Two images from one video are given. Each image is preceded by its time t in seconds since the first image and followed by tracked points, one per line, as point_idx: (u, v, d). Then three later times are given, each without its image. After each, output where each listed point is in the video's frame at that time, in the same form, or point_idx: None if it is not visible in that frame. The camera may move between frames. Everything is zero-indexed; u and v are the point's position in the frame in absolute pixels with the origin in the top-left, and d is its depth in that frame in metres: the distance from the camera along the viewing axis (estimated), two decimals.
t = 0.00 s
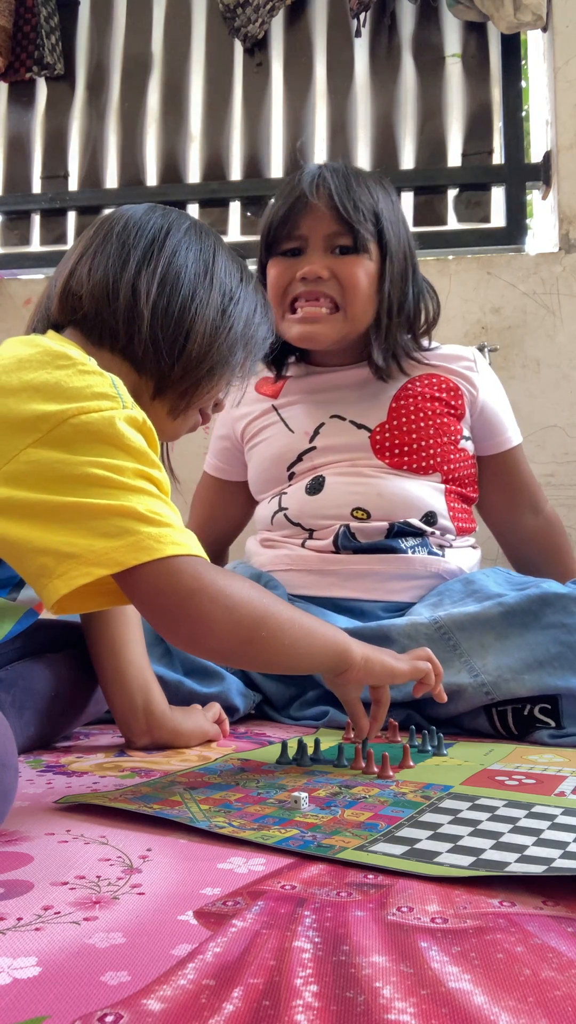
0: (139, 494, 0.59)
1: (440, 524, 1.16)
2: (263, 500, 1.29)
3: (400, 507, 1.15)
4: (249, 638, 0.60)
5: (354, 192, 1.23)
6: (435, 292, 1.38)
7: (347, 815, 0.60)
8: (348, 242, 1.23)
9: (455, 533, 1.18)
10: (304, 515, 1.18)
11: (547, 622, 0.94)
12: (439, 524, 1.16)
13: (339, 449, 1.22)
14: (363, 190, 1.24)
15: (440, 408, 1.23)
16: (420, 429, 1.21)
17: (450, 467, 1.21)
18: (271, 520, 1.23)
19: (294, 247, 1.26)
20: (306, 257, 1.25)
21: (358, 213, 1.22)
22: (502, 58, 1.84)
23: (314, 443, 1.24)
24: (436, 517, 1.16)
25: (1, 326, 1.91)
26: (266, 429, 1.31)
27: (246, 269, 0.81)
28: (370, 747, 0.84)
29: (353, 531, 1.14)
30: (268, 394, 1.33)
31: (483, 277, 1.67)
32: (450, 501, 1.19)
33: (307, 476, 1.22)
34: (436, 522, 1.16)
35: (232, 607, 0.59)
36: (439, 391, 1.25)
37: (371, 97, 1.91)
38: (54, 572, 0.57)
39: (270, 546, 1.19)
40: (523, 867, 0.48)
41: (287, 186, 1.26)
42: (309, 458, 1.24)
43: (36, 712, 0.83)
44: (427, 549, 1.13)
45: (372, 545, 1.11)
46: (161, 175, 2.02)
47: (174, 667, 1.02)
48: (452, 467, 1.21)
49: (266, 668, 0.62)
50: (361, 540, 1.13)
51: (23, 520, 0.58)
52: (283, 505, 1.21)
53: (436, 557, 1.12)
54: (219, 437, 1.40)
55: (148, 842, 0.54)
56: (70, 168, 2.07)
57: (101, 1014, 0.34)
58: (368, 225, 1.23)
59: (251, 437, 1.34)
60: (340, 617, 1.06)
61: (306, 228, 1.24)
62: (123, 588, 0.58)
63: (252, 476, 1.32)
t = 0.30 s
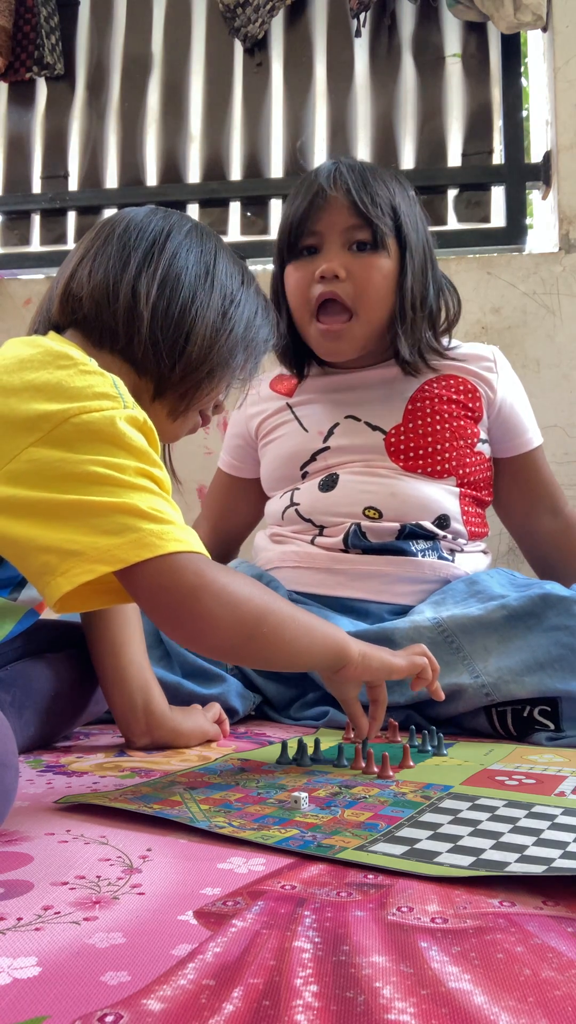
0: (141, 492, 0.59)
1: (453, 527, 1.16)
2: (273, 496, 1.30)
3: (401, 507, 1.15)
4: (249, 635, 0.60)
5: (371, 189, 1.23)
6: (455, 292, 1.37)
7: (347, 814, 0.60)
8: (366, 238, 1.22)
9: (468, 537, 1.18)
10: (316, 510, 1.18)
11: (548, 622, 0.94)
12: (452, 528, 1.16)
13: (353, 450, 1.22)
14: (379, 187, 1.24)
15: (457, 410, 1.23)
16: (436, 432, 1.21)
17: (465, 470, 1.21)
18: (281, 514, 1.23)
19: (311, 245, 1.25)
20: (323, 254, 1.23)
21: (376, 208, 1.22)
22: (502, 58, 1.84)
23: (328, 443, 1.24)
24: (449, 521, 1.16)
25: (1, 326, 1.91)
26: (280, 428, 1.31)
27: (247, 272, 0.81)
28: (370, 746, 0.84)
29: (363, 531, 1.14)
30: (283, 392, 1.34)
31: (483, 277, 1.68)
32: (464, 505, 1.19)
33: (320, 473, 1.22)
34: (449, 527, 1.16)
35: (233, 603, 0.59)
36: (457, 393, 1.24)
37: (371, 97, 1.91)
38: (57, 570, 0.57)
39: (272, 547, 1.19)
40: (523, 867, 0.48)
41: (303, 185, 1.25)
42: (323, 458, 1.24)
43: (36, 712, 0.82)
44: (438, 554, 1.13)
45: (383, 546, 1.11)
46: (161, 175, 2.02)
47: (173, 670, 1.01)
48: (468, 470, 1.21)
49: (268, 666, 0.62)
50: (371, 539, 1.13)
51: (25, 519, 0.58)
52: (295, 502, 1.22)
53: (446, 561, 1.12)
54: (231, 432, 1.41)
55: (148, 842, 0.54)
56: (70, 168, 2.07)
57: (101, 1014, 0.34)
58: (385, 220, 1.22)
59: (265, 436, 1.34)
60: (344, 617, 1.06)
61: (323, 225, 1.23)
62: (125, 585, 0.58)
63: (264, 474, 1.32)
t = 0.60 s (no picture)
0: (144, 489, 0.59)
1: (447, 527, 1.17)
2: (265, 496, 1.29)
3: (401, 507, 1.15)
4: (250, 633, 0.59)
5: (358, 179, 1.24)
6: (444, 283, 1.39)
7: (347, 815, 0.60)
8: (353, 227, 1.23)
9: (462, 536, 1.19)
10: (311, 517, 1.18)
11: (547, 622, 0.94)
12: (447, 529, 1.17)
13: (346, 446, 1.22)
14: (367, 177, 1.25)
15: (450, 403, 1.23)
16: (430, 427, 1.21)
17: (459, 466, 1.21)
18: (275, 520, 1.23)
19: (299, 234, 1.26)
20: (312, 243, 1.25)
21: (367, 200, 1.23)
22: (502, 57, 1.85)
23: (320, 438, 1.24)
24: (444, 523, 1.17)
25: (1, 326, 1.91)
26: (270, 423, 1.31)
27: (247, 273, 0.81)
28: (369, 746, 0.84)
29: (360, 537, 1.13)
30: (272, 386, 1.33)
31: (483, 277, 1.68)
32: (458, 504, 1.20)
33: (314, 475, 1.22)
34: (444, 528, 1.17)
35: (232, 599, 0.59)
36: (449, 386, 1.24)
37: (371, 96, 1.91)
38: (61, 567, 0.57)
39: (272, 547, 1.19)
40: (523, 867, 0.48)
41: (292, 175, 1.27)
42: (315, 454, 1.23)
43: (36, 712, 0.82)
44: (435, 556, 1.13)
45: (378, 552, 1.11)
46: (161, 175, 2.02)
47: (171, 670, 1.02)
48: (462, 466, 1.22)
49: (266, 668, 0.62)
50: (369, 546, 1.13)
51: (29, 516, 0.58)
52: (290, 506, 1.21)
53: (443, 562, 1.12)
54: (220, 431, 1.40)
55: (148, 842, 0.54)
56: (70, 168, 2.07)
57: (100, 1014, 0.34)
58: (372, 208, 1.24)
59: (254, 431, 1.33)
60: (343, 624, 1.06)
61: (311, 215, 1.24)
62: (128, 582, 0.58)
63: (255, 470, 1.31)
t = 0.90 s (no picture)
0: (146, 490, 0.59)
1: (441, 526, 1.17)
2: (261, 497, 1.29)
3: (401, 507, 1.15)
4: (251, 632, 0.60)
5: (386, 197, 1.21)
6: (460, 298, 1.35)
7: (347, 815, 0.60)
8: (369, 247, 1.21)
9: (455, 534, 1.19)
10: (306, 516, 1.18)
11: (547, 623, 0.94)
12: (441, 525, 1.17)
13: (339, 443, 1.22)
14: (396, 195, 1.22)
15: (442, 401, 1.23)
16: (422, 423, 1.21)
17: (450, 463, 1.21)
18: (271, 520, 1.22)
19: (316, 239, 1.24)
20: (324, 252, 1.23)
21: (386, 219, 1.20)
22: (502, 58, 1.85)
23: (313, 436, 1.24)
24: (437, 519, 1.17)
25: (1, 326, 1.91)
26: (265, 422, 1.31)
27: (249, 278, 0.80)
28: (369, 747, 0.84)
29: (354, 533, 1.13)
30: (269, 384, 1.33)
31: (483, 277, 1.68)
32: (450, 503, 1.20)
33: (307, 474, 1.22)
34: (437, 523, 1.17)
35: (233, 596, 0.59)
36: (442, 386, 1.25)
37: (371, 96, 1.91)
38: (62, 566, 0.57)
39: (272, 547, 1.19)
40: (524, 867, 0.48)
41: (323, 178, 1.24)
42: (309, 452, 1.24)
43: (36, 711, 0.82)
44: (429, 553, 1.13)
45: (375, 549, 1.11)
46: (161, 175, 2.02)
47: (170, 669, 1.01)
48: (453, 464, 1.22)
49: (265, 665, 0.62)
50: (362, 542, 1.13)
51: (31, 516, 0.58)
52: (284, 504, 1.21)
53: (437, 560, 1.12)
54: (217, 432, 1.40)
55: (148, 842, 0.54)
56: (70, 169, 2.07)
57: (101, 1014, 0.34)
58: (393, 231, 1.21)
59: (251, 431, 1.34)
60: (341, 621, 1.06)
61: (330, 223, 1.22)
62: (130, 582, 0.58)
63: (251, 471, 1.32)
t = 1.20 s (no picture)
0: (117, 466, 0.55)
1: (452, 527, 1.17)
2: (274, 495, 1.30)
3: (400, 507, 1.15)
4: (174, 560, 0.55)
5: (412, 203, 1.22)
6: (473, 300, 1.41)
7: (347, 815, 0.60)
8: (398, 253, 1.22)
9: (466, 539, 1.18)
10: (318, 510, 1.19)
11: (547, 623, 0.94)
12: (451, 529, 1.17)
13: (358, 443, 1.23)
14: (420, 201, 1.23)
15: (460, 412, 1.24)
16: (439, 431, 1.21)
17: (466, 472, 1.21)
18: (284, 513, 1.23)
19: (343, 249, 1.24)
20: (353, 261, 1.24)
21: (417, 226, 1.21)
22: (502, 58, 1.85)
23: (333, 435, 1.26)
24: (449, 522, 1.17)
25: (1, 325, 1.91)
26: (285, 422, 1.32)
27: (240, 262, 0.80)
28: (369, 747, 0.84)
29: (365, 530, 1.14)
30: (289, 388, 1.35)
31: (483, 277, 1.68)
32: (463, 509, 1.19)
33: (323, 470, 1.23)
34: (448, 528, 1.17)
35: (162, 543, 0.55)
36: (460, 398, 1.25)
37: (371, 96, 1.91)
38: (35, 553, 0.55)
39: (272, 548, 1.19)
40: (524, 867, 0.48)
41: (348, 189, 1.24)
42: (327, 451, 1.25)
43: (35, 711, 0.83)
44: (438, 551, 1.13)
45: (382, 543, 1.12)
46: (161, 175, 2.02)
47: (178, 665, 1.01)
48: (468, 473, 1.22)
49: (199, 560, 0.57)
50: (372, 539, 1.14)
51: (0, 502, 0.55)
52: (299, 499, 1.22)
53: (445, 558, 1.12)
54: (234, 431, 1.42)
55: (148, 842, 0.54)
56: (70, 168, 2.07)
57: (101, 1014, 0.34)
58: (424, 237, 1.22)
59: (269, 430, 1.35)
60: (346, 615, 1.05)
61: (359, 232, 1.22)
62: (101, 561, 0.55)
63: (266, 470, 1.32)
